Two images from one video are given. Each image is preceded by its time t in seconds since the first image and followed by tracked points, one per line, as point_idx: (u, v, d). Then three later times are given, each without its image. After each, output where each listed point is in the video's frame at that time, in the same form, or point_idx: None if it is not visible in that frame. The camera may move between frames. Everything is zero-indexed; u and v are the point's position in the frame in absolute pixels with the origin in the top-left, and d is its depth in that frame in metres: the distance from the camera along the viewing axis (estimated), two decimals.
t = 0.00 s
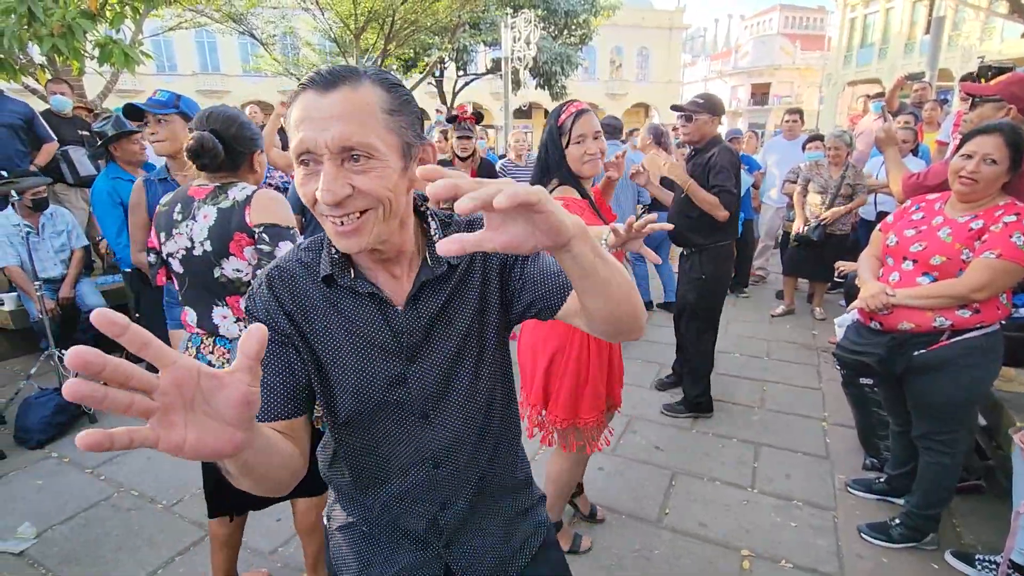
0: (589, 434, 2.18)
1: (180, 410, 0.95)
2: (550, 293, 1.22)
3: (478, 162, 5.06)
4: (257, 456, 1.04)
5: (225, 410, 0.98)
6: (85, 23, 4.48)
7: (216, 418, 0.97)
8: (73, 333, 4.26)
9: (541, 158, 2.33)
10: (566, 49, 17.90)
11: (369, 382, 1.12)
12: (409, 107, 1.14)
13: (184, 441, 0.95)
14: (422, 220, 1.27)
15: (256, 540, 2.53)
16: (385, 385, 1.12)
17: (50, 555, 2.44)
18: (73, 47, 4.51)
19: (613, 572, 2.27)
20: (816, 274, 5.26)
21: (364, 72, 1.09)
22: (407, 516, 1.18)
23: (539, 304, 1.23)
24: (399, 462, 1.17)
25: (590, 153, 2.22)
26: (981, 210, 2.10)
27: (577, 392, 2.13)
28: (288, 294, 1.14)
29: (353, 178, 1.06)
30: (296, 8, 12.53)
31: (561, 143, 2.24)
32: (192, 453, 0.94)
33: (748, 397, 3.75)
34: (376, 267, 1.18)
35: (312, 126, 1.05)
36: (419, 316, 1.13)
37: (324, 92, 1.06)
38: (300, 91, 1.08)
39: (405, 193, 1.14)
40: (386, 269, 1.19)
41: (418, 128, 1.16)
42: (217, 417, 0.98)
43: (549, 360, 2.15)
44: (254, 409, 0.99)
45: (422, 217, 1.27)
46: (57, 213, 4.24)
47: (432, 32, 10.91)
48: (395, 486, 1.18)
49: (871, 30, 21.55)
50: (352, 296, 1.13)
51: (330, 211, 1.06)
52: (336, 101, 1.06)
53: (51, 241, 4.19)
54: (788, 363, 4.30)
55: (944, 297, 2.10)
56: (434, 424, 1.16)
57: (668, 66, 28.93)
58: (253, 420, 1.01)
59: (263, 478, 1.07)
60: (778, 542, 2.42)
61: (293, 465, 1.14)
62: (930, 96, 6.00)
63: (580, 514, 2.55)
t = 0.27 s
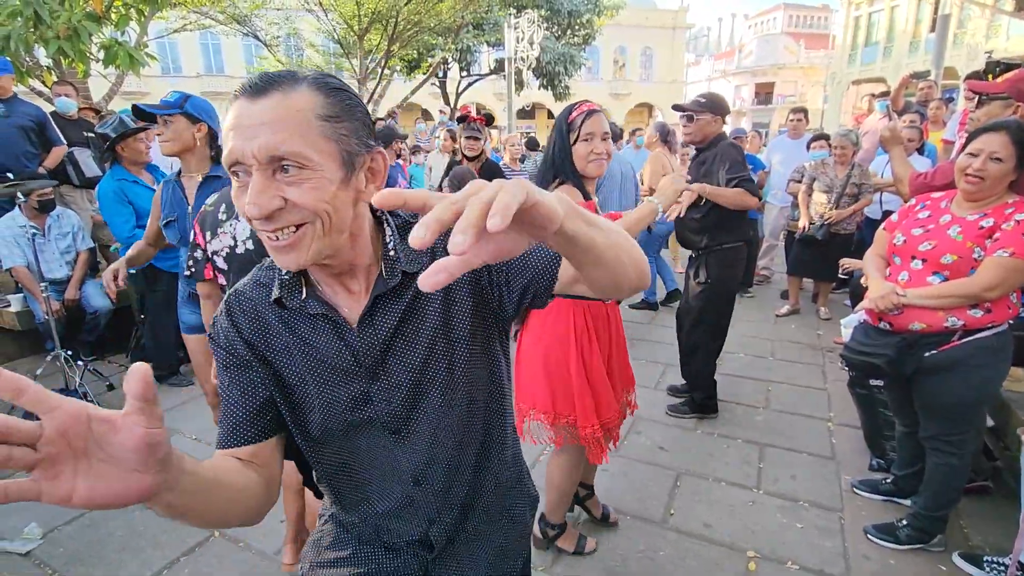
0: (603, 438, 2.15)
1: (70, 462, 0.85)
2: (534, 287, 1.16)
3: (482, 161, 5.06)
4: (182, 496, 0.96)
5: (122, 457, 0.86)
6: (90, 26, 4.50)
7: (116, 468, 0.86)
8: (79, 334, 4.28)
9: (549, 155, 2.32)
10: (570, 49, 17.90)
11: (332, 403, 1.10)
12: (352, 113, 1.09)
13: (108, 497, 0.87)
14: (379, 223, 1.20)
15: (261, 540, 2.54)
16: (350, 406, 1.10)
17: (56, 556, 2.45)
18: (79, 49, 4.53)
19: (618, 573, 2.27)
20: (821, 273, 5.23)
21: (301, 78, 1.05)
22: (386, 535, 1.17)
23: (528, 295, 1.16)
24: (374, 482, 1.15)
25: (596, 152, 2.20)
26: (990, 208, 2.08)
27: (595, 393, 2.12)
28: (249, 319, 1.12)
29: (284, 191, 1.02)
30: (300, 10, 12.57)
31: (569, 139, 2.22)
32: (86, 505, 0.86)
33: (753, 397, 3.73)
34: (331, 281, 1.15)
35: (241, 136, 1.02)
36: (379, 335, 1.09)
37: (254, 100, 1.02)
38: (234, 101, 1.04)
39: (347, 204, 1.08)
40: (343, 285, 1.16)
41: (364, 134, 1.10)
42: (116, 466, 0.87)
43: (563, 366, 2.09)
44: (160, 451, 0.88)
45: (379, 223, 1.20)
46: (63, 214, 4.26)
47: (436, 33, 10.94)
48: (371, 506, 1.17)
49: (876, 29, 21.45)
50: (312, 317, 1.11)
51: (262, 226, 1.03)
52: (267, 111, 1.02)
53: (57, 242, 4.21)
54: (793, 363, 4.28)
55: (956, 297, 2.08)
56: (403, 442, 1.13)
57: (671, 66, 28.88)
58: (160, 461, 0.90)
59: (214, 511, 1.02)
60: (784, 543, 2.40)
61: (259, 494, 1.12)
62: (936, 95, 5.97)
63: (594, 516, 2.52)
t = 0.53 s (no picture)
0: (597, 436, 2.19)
1: (62, 503, 0.78)
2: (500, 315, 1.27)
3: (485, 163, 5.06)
4: (159, 537, 0.91)
5: (117, 502, 0.82)
6: (95, 29, 4.53)
7: (113, 511, 0.82)
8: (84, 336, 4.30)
9: (565, 157, 2.32)
10: (573, 51, 17.92)
11: (291, 426, 1.01)
12: (327, 106, 1.02)
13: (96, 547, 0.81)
14: (348, 237, 1.19)
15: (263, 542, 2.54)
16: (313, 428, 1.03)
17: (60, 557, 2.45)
18: (84, 52, 4.55)
19: None
20: (826, 275, 5.21)
21: (273, 66, 0.98)
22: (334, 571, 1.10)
23: (498, 325, 1.27)
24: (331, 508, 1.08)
25: (611, 154, 2.20)
26: (995, 211, 2.07)
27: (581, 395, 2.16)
28: (186, 329, 0.98)
29: (247, 187, 0.96)
30: (303, 12, 12.62)
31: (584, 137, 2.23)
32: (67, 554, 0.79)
33: (757, 399, 3.71)
34: (298, 292, 1.11)
35: (203, 125, 0.94)
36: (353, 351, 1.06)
37: (220, 87, 0.95)
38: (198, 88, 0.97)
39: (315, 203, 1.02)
40: (311, 292, 1.11)
41: (337, 133, 1.04)
42: (110, 510, 0.82)
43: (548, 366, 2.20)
44: (155, 495, 0.86)
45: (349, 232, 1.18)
46: (68, 217, 4.28)
47: (439, 35, 10.97)
48: (321, 536, 1.09)
49: (880, 30, 21.39)
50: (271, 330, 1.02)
51: (223, 223, 0.97)
52: (236, 100, 0.95)
53: (63, 244, 4.23)
54: (797, 365, 4.26)
55: (964, 300, 2.07)
56: (366, 464, 1.09)
57: (675, 67, 28.87)
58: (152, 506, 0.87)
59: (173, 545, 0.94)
60: (788, 547, 2.39)
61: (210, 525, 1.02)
62: (941, 95, 5.94)
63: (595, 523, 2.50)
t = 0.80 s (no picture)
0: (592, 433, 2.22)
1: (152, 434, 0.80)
2: (486, 374, 1.32)
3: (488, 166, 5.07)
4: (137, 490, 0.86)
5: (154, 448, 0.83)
6: (101, 31, 4.55)
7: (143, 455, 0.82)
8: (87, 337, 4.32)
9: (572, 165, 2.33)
10: (575, 54, 17.95)
11: (298, 432, 0.97)
12: (388, 142, 1.09)
13: (166, 410, 0.76)
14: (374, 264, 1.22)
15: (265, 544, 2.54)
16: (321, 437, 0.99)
17: (63, 558, 2.46)
18: (90, 54, 4.58)
19: None
20: (829, 279, 5.20)
21: (347, 100, 1.04)
22: None
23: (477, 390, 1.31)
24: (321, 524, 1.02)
25: (618, 163, 2.21)
26: (1000, 214, 2.07)
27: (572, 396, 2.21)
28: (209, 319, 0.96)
29: (312, 203, 0.98)
30: (307, 15, 12.66)
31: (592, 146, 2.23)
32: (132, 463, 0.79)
33: (760, 403, 3.71)
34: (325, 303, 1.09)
35: (278, 141, 0.98)
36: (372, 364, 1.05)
37: (300, 109, 0.99)
38: (276, 106, 1.01)
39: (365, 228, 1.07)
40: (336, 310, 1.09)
41: (392, 165, 1.11)
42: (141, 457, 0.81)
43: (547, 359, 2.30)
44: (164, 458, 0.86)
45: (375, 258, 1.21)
46: (72, 218, 4.30)
47: (442, 38, 11.00)
48: (299, 557, 1.00)
49: (882, 34, 21.41)
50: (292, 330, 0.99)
51: (283, 232, 0.99)
52: (310, 123, 0.98)
53: (66, 246, 4.24)
54: (800, 369, 4.26)
55: (967, 305, 2.07)
56: (360, 486, 1.05)
57: (677, 71, 28.91)
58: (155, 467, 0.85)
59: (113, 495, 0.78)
60: (792, 551, 2.38)
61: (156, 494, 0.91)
62: (945, 99, 5.94)
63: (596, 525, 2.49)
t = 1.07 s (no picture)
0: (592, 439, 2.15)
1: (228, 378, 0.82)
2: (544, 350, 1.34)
3: (488, 170, 5.08)
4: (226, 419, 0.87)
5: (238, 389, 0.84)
6: (103, 34, 4.56)
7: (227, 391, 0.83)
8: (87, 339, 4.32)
9: (574, 166, 2.33)
10: (576, 59, 18.00)
11: (380, 393, 1.00)
12: (453, 130, 1.09)
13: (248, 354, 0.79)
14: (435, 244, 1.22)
15: (264, 547, 2.54)
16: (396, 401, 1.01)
17: (61, 560, 2.45)
18: (93, 57, 4.59)
19: None
20: (829, 284, 5.20)
21: (416, 89, 1.05)
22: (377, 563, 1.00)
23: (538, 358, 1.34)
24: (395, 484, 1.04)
25: (621, 161, 2.20)
26: (997, 220, 2.07)
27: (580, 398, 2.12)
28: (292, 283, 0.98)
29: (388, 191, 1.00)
30: (309, 19, 12.70)
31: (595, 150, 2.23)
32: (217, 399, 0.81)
33: (760, 408, 3.70)
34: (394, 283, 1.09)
35: (354, 130, 0.99)
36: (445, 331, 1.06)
37: (375, 98, 1.00)
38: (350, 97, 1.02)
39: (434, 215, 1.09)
40: (404, 286, 1.10)
41: (457, 151, 1.12)
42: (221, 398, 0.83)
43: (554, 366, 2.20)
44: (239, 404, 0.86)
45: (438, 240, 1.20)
46: (74, 221, 4.32)
47: (443, 42, 11.02)
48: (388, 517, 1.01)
49: (882, 39, 21.50)
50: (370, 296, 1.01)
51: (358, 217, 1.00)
52: (384, 112, 1.00)
53: (67, 248, 4.25)
54: (800, 374, 4.25)
55: (966, 311, 2.08)
56: (438, 448, 1.07)
57: (677, 75, 28.99)
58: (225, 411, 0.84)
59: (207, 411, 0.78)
60: (792, 557, 2.38)
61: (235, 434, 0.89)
62: (945, 105, 5.95)
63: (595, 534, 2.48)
